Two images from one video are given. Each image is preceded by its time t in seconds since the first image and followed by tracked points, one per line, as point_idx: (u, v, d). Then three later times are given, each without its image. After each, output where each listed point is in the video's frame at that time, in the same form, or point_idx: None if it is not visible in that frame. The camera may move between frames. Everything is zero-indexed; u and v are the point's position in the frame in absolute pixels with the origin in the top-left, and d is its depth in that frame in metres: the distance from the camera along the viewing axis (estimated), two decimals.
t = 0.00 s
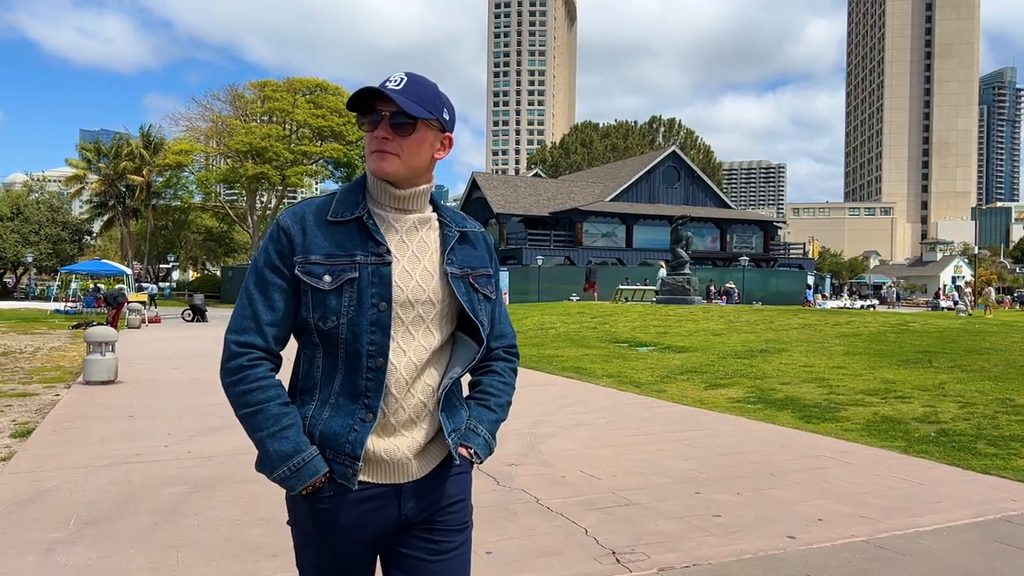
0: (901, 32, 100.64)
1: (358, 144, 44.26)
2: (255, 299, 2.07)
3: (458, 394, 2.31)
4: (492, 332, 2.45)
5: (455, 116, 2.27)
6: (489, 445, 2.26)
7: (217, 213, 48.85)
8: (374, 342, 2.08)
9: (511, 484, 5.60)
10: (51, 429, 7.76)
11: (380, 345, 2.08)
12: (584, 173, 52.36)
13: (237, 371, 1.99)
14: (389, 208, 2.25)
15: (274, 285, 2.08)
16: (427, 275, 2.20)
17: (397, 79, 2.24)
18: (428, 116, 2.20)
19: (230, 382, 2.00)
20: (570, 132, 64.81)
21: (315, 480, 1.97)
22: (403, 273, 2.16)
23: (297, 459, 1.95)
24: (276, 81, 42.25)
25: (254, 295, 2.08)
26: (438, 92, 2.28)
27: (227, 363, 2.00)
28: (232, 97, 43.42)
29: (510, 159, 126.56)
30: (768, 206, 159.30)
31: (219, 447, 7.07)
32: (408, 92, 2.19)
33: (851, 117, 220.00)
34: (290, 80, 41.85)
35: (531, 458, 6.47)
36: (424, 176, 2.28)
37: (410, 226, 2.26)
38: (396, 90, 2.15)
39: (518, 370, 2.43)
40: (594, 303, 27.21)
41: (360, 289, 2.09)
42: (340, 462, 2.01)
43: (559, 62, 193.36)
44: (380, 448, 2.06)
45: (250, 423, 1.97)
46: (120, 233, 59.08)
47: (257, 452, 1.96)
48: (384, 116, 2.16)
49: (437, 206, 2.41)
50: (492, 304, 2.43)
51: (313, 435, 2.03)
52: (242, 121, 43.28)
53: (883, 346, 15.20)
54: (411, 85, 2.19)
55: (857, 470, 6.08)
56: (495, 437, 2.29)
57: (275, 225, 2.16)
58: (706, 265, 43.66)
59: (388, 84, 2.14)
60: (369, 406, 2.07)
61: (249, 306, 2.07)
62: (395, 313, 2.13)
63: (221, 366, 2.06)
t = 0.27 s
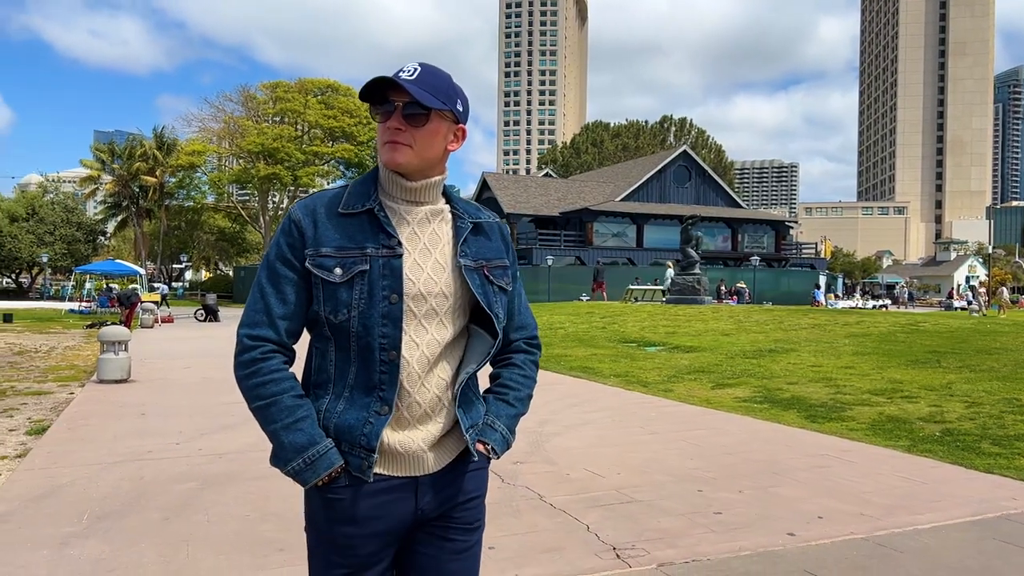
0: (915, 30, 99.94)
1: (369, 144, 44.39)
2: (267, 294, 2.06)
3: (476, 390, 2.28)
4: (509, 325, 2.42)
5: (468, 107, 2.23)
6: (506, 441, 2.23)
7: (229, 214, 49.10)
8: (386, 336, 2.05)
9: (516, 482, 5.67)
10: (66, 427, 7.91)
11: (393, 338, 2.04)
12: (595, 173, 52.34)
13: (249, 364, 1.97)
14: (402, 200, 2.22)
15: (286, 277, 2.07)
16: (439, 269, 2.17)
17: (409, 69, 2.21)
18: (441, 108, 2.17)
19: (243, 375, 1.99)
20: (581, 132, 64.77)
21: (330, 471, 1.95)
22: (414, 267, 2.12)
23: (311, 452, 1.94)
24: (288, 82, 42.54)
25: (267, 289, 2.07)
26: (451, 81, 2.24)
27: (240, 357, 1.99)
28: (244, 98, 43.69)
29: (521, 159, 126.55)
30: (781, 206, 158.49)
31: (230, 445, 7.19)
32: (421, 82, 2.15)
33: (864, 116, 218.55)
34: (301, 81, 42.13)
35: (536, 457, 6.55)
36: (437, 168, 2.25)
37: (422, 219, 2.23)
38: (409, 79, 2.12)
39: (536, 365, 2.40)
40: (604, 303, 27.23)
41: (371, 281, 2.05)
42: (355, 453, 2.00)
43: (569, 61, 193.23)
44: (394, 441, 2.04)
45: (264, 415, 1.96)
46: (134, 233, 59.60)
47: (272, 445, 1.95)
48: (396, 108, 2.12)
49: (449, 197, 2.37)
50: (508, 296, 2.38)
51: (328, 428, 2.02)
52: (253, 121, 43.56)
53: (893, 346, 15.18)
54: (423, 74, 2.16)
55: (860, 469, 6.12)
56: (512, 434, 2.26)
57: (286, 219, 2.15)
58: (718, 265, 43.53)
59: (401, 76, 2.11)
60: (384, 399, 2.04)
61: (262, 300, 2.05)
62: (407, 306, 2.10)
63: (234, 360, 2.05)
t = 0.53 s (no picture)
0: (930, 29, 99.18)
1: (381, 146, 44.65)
2: (279, 286, 2.09)
3: (491, 384, 2.26)
4: (523, 317, 2.40)
5: (477, 97, 2.22)
6: (522, 439, 2.19)
7: (244, 215, 49.52)
8: (398, 326, 2.05)
9: (522, 479, 5.77)
10: (83, 424, 8.09)
11: (404, 327, 2.05)
12: (607, 173, 52.35)
13: (261, 354, 2.01)
14: (412, 192, 2.21)
15: (296, 271, 2.09)
16: (448, 259, 2.16)
17: (417, 61, 2.21)
18: (451, 99, 2.18)
19: (255, 364, 2.02)
20: (593, 132, 64.80)
21: (345, 456, 1.96)
22: (423, 256, 2.11)
23: (326, 436, 1.95)
24: (302, 84, 42.95)
25: (279, 280, 2.10)
26: (459, 72, 2.24)
27: (251, 347, 2.03)
28: (258, 99, 44.04)
29: (534, 159, 126.68)
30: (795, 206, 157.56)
31: (242, 442, 7.33)
32: (428, 73, 2.14)
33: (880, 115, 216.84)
34: (315, 83, 42.49)
35: (543, 454, 6.64)
36: (447, 160, 2.25)
37: (432, 210, 2.21)
38: (416, 73, 2.12)
39: (552, 360, 2.37)
40: (615, 303, 27.27)
41: (380, 272, 2.06)
42: (370, 438, 2.00)
43: (582, 61, 193.16)
44: (409, 429, 2.04)
45: (277, 402, 1.99)
46: (150, 234, 60.24)
47: (286, 433, 1.98)
48: (405, 100, 2.11)
49: (460, 188, 2.35)
50: (522, 287, 2.36)
51: (343, 413, 2.03)
52: (267, 123, 43.93)
53: (903, 346, 15.18)
54: (430, 67, 2.16)
55: (863, 467, 6.17)
56: (528, 430, 2.22)
57: (298, 214, 2.18)
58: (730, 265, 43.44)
59: (408, 68, 2.11)
60: (400, 387, 2.05)
61: (273, 294, 2.08)
62: (416, 296, 2.09)
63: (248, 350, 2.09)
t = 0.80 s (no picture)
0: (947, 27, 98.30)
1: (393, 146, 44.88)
2: (288, 285, 2.14)
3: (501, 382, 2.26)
4: (532, 314, 2.40)
5: (481, 97, 2.24)
6: (530, 439, 2.19)
7: (258, 216, 49.83)
8: (402, 322, 2.07)
9: (528, 476, 5.87)
10: (100, 422, 8.26)
11: (409, 324, 2.07)
12: (619, 173, 52.31)
13: (271, 351, 2.06)
14: (418, 191, 2.23)
15: (304, 271, 2.14)
16: (454, 256, 2.17)
17: (421, 61, 2.23)
18: (455, 97, 2.18)
19: (266, 361, 2.07)
20: (606, 132, 64.76)
21: (353, 446, 1.99)
22: (428, 253, 2.14)
23: (336, 427, 1.99)
24: (315, 84, 43.25)
25: (288, 280, 2.15)
26: (463, 71, 2.26)
27: (261, 345, 2.08)
28: (272, 101, 44.34)
29: (547, 159, 126.54)
30: (810, 205, 156.56)
31: (255, 439, 7.48)
32: (432, 72, 2.15)
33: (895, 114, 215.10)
34: (328, 84, 42.76)
35: (551, 452, 6.73)
36: (452, 158, 2.26)
37: (438, 208, 2.23)
38: (419, 72, 2.14)
39: (562, 357, 2.36)
40: (627, 303, 27.32)
41: (384, 269, 2.09)
42: (378, 430, 2.03)
43: (595, 61, 193.05)
44: (416, 423, 2.06)
45: (287, 398, 2.04)
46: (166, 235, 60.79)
47: (297, 426, 2.01)
48: (409, 99, 2.14)
49: (467, 185, 2.36)
50: (529, 283, 2.36)
51: (353, 406, 2.07)
52: (281, 124, 44.22)
53: (914, 346, 15.17)
54: (434, 65, 2.18)
55: (867, 467, 6.21)
56: (537, 433, 2.22)
57: (307, 215, 2.22)
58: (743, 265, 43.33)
59: (412, 67, 2.13)
60: (407, 381, 2.07)
61: (283, 293, 2.14)
62: (421, 293, 2.12)
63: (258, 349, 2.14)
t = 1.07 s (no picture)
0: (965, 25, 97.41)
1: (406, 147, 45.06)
2: (294, 293, 2.18)
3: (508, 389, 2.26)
4: (539, 319, 2.39)
5: (484, 99, 2.23)
6: (537, 450, 2.18)
7: (272, 216, 50.16)
8: (404, 330, 2.08)
9: (534, 474, 5.96)
10: (117, 419, 8.44)
11: (411, 331, 2.08)
12: (632, 173, 52.27)
13: (278, 359, 2.09)
14: (422, 198, 2.23)
15: (311, 280, 2.18)
16: (457, 263, 2.17)
17: (424, 66, 2.21)
18: (458, 103, 2.16)
19: (273, 369, 2.11)
20: (619, 132, 64.69)
21: (360, 451, 2.01)
22: (431, 260, 2.14)
23: (342, 432, 2.02)
24: (330, 86, 43.55)
25: (295, 288, 2.18)
26: (466, 75, 2.25)
27: (268, 353, 2.12)
28: (286, 101, 44.62)
29: (559, 159, 126.48)
30: (826, 204, 155.36)
31: (268, 437, 7.62)
32: (435, 78, 2.14)
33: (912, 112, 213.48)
34: (342, 86, 43.00)
35: (556, 451, 6.83)
36: (457, 163, 2.25)
37: (442, 214, 2.24)
38: (422, 77, 2.13)
39: (569, 364, 2.34)
40: (639, 303, 27.35)
41: (388, 276, 2.10)
42: (384, 435, 2.05)
43: (609, 60, 192.73)
44: (421, 430, 2.07)
45: (294, 405, 2.06)
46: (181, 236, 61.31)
47: (303, 431, 2.04)
48: (412, 105, 2.13)
49: (472, 190, 2.35)
50: (534, 289, 2.35)
51: (359, 411, 2.09)
52: (295, 125, 44.50)
53: (926, 346, 15.13)
54: (437, 70, 2.17)
55: (872, 466, 6.25)
56: (544, 441, 2.21)
57: (313, 224, 2.25)
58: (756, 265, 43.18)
59: (414, 73, 2.13)
60: (412, 387, 2.09)
61: (290, 301, 2.18)
62: (424, 303, 2.12)
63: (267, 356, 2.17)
